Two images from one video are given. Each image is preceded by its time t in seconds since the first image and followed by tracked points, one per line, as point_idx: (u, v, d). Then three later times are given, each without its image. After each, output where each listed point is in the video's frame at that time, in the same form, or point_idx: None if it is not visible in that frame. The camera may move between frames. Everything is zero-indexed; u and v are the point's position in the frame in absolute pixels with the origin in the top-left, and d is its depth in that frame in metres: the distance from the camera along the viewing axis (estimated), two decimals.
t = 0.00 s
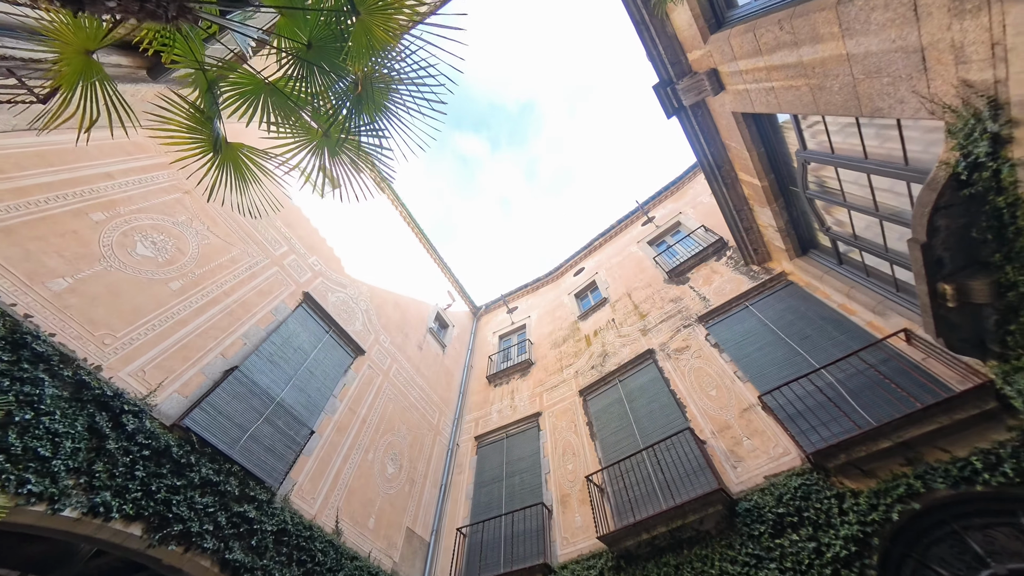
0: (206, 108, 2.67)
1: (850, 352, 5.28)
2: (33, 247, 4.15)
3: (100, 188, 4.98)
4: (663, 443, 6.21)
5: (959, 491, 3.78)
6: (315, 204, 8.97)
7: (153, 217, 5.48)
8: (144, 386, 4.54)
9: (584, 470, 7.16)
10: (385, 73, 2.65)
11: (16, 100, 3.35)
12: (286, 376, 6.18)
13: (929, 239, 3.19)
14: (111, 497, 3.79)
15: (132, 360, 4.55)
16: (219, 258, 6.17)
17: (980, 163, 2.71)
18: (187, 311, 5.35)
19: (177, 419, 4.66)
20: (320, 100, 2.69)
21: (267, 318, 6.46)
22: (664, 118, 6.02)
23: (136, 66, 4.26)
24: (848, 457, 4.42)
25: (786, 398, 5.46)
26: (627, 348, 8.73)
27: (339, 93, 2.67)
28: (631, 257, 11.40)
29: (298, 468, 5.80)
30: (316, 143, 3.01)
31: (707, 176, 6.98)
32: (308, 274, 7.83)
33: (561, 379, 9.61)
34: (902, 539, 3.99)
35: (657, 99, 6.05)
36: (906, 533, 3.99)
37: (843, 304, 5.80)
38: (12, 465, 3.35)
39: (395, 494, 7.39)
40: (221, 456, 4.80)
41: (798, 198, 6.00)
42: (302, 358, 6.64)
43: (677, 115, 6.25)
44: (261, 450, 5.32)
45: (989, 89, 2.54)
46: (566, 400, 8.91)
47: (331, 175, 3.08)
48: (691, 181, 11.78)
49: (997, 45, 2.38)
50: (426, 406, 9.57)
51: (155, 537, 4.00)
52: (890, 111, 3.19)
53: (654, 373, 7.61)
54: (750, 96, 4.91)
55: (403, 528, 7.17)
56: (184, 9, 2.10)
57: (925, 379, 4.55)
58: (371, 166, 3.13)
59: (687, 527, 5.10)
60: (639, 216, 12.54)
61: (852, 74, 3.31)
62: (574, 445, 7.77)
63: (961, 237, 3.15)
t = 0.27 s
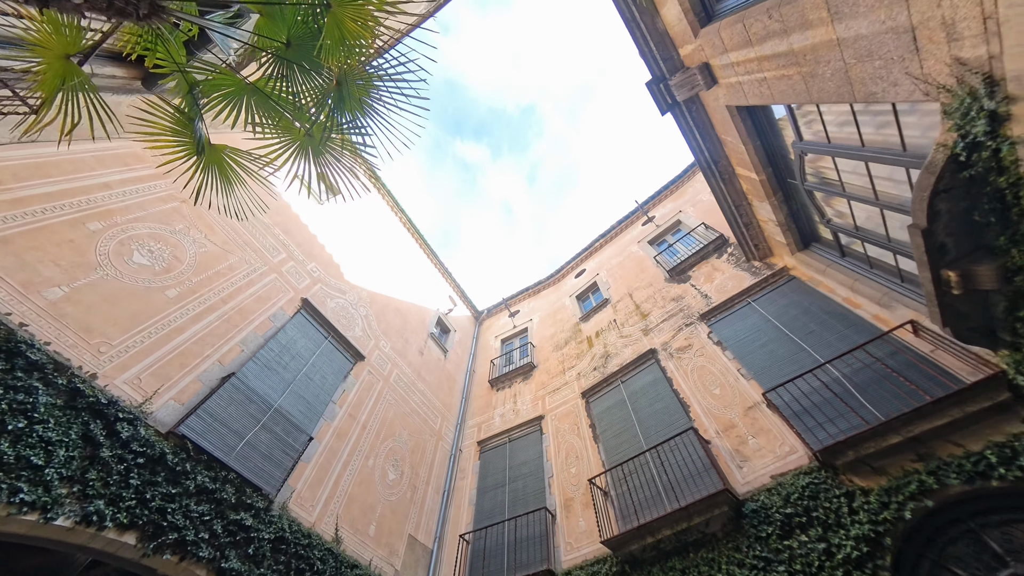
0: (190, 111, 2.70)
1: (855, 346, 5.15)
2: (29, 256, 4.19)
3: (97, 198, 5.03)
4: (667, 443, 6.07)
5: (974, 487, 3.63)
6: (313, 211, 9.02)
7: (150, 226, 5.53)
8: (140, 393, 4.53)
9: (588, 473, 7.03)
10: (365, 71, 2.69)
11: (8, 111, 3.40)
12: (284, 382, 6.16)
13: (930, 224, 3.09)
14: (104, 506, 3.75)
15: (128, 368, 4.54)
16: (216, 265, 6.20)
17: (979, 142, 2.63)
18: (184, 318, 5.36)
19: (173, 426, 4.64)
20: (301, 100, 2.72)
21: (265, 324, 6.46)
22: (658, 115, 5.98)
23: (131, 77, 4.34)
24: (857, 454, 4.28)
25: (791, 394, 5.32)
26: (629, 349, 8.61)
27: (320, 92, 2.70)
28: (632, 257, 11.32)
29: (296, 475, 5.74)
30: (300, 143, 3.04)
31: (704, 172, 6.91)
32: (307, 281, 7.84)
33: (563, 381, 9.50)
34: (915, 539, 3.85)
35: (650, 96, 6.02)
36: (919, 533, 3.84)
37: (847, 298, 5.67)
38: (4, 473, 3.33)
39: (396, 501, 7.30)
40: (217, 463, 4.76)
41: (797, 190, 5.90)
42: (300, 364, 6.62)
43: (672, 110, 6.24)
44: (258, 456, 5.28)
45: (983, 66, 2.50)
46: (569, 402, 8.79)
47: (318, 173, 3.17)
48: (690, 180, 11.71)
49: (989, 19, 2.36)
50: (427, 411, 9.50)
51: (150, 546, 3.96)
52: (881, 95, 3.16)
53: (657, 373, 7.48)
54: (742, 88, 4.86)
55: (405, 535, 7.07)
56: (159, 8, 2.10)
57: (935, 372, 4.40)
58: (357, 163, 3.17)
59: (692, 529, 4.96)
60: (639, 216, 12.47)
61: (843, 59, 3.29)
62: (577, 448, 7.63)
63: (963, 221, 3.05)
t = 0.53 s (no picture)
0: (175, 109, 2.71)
1: (863, 335, 5.01)
2: (30, 264, 4.25)
3: (98, 207, 5.11)
4: (672, 440, 5.94)
5: (992, 475, 3.49)
6: (313, 217, 9.09)
7: (151, 234, 5.59)
8: (141, 399, 4.55)
9: (594, 473, 6.91)
10: (346, 63, 2.72)
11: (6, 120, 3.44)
12: (285, 386, 6.16)
13: (934, 203, 2.99)
14: (105, 511, 3.75)
15: (129, 373, 4.57)
16: (216, 271, 6.25)
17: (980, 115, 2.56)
18: (184, 323, 5.39)
19: (173, 431, 4.65)
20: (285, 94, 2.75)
21: (266, 329, 6.48)
22: (653, 107, 5.93)
23: (128, 87, 4.38)
24: (868, 445, 4.14)
25: (798, 386, 5.19)
26: (633, 346, 8.49)
27: (303, 85, 2.73)
28: (634, 254, 11.22)
29: (298, 479, 5.72)
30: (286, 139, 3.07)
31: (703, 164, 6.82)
32: (308, 285, 7.87)
33: (568, 381, 9.40)
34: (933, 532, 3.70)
35: (645, 89, 5.97)
36: (936, 525, 3.70)
37: (854, 286, 5.53)
38: (4, 479, 3.35)
39: (401, 505, 7.24)
40: (218, 467, 4.76)
41: (798, 178, 5.80)
42: (301, 368, 6.62)
43: (667, 102, 6.16)
44: (259, 460, 5.27)
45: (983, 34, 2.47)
46: (573, 402, 8.69)
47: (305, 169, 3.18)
48: (691, 175, 11.63)
49: None
50: (432, 414, 9.44)
51: (151, 551, 3.94)
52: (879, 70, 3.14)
53: (661, 369, 7.36)
54: (737, 75, 4.80)
55: (410, 539, 6.99)
56: (136, 5, 2.11)
57: (948, 359, 4.27)
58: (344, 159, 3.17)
59: (700, 527, 4.82)
60: (640, 213, 12.39)
61: (836, 36, 3.29)
62: (583, 448, 7.52)
63: (968, 197, 2.95)
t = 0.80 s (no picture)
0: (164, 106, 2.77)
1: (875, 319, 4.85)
2: (33, 273, 4.32)
3: (101, 215, 5.18)
4: (681, 434, 5.80)
5: (1018, 459, 3.32)
6: (315, 223, 9.15)
7: (154, 241, 5.67)
8: (145, 402, 4.59)
9: (602, 470, 6.78)
10: (329, 54, 2.79)
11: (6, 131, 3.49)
12: (289, 389, 6.17)
13: (941, 172, 2.88)
14: (108, 514, 3.75)
15: (133, 378, 4.62)
16: (219, 277, 6.30)
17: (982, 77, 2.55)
18: (188, 328, 5.44)
19: (177, 434, 4.67)
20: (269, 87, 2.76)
21: (269, 332, 6.51)
22: (650, 97, 5.85)
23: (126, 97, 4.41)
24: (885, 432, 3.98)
25: (809, 374, 5.04)
26: (639, 341, 8.35)
27: (287, 78, 2.78)
28: (638, 250, 11.10)
29: (303, 482, 5.70)
30: (273, 133, 3.13)
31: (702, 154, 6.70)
32: (311, 289, 7.91)
33: (574, 379, 9.29)
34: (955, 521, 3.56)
35: (640, 79, 5.90)
36: (961, 514, 3.53)
37: (864, 271, 5.37)
38: (9, 483, 3.37)
39: (408, 507, 7.18)
40: (222, 470, 4.76)
41: (802, 162, 5.67)
42: (305, 371, 6.63)
43: (663, 92, 6.11)
44: (264, 463, 5.27)
45: None
46: (580, 400, 8.57)
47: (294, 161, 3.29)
48: (693, 168, 11.50)
49: None
50: (438, 416, 9.39)
51: (155, 554, 3.93)
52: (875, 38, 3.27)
53: (668, 363, 7.22)
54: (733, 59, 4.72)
55: (418, 542, 6.92)
56: None
57: (965, 340, 4.10)
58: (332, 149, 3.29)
59: (712, 522, 4.67)
60: (643, 209, 12.27)
61: (833, 8, 3.43)
62: (591, 446, 7.39)
63: (978, 165, 2.84)
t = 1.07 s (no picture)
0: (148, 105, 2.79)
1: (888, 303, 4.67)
2: (36, 281, 4.37)
3: (103, 224, 5.25)
4: (690, 428, 5.64)
5: None
6: (317, 228, 9.21)
7: (156, 248, 5.73)
8: (148, 408, 4.61)
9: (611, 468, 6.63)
10: (309, 43, 2.78)
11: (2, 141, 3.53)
12: (292, 393, 6.16)
13: (952, 139, 2.74)
14: (111, 519, 3.75)
15: (136, 383, 4.64)
16: (221, 283, 6.34)
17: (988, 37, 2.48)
18: (190, 333, 5.47)
19: (180, 438, 4.68)
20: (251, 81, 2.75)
21: (272, 337, 6.53)
22: (646, 85, 5.74)
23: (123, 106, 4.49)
24: (903, 418, 3.79)
25: (820, 362, 4.86)
26: (644, 336, 8.19)
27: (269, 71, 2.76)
28: (641, 244, 10.95)
29: (308, 486, 5.67)
30: (259, 129, 3.11)
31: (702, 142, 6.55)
32: (313, 294, 7.93)
33: (580, 377, 9.15)
34: (981, 510, 3.38)
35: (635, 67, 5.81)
36: (988, 502, 3.33)
37: (875, 254, 5.19)
38: (12, 489, 3.38)
39: (415, 510, 7.11)
40: (225, 474, 4.75)
41: (805, 145, 5.52)
42: (308, 374, 6.63)
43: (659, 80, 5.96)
44: (267, 466, 5.26)
45: None
46: (587, 397, 8.43)
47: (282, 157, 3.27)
48: (695, 160, 11.33)
49: None
50: (444, 418, 9.31)
51: (158, 559, 3.91)
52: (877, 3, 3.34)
53: (675, 356, 7.06)
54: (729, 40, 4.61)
55: (426, 545, 6.84)
56: None
57: (985, 320, 3.91)
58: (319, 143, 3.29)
59: (724, 517, 4.51)
60: (646, 203, 12.13)
61: None
62: (599, 443, 7.25)
63: (990, 130, 2.69)
